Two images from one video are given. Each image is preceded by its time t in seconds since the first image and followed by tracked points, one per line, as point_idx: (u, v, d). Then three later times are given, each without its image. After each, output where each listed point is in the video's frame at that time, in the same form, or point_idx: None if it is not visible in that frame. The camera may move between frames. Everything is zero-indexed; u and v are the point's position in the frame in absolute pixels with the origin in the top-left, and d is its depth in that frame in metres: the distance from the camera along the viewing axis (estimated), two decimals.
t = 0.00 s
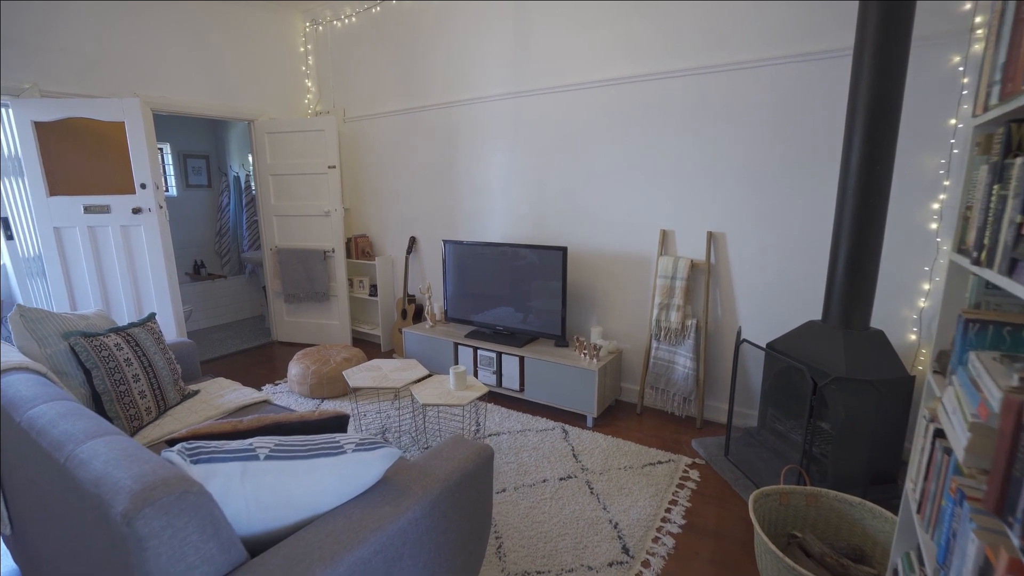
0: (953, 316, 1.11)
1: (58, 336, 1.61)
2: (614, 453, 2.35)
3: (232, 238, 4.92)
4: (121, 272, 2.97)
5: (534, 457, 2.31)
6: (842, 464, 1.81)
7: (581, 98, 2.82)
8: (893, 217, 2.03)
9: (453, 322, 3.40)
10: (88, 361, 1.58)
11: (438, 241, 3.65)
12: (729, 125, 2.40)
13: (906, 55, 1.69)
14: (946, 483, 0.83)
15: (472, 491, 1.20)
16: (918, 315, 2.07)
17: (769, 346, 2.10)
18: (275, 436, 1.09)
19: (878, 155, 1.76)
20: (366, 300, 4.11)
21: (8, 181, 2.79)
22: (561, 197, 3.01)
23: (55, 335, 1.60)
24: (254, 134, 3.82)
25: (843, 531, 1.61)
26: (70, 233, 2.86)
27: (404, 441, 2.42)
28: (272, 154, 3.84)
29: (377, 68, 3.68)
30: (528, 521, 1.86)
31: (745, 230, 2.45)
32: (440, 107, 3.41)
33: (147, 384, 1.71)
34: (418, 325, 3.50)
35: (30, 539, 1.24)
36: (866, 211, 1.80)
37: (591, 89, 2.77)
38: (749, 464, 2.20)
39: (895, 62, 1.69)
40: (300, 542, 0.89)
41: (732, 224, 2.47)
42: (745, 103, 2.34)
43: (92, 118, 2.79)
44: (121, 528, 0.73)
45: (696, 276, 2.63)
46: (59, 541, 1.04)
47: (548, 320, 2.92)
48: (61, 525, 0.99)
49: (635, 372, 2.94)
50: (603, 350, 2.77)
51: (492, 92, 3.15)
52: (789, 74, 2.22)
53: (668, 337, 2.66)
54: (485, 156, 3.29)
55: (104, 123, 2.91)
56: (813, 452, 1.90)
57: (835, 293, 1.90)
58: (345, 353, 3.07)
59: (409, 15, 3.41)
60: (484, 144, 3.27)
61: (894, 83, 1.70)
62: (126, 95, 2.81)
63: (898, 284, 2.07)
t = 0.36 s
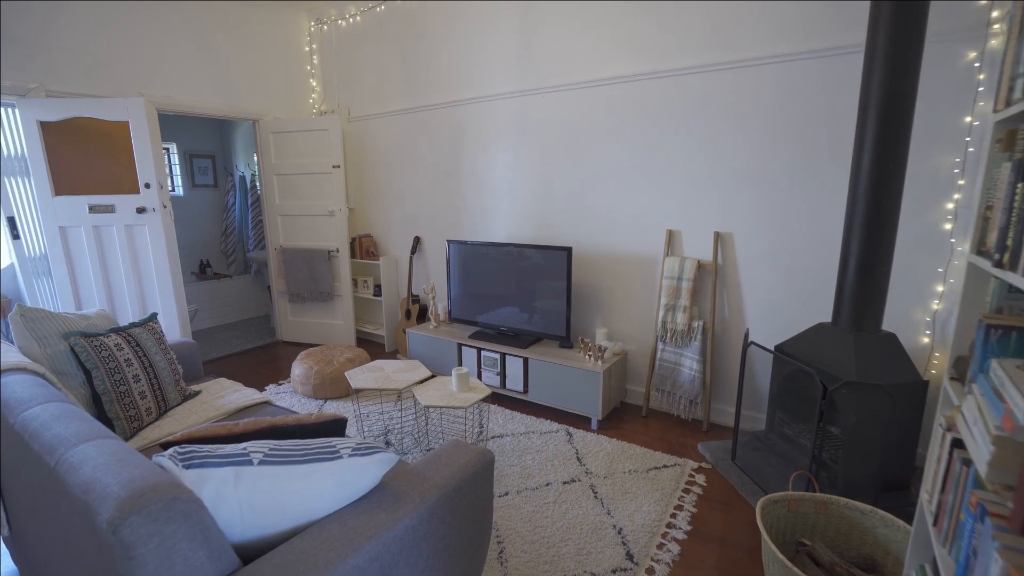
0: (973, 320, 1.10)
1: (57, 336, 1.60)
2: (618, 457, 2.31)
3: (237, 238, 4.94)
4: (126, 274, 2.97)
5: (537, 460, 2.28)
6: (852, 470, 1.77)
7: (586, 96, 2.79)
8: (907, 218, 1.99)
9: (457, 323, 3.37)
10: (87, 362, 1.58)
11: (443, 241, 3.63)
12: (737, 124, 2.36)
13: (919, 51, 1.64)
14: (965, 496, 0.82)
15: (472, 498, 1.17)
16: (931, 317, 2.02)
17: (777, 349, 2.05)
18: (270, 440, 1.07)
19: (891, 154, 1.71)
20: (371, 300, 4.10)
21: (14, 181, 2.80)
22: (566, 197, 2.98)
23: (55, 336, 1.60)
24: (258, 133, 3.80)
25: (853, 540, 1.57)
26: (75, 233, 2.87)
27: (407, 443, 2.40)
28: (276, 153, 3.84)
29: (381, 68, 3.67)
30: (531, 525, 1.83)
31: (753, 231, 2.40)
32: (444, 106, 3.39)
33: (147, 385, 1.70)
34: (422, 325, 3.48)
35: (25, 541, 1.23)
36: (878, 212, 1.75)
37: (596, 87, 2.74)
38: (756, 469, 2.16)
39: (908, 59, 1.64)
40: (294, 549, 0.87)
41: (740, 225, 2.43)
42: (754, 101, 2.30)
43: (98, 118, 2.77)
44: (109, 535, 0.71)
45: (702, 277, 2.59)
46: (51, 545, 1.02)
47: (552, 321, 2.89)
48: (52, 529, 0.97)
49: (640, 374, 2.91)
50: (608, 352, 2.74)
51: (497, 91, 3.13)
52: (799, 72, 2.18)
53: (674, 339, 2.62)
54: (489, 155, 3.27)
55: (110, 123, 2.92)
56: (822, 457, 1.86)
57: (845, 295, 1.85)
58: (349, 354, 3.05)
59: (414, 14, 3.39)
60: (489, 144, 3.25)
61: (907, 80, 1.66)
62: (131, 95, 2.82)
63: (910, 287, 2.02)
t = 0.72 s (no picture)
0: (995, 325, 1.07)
1: (56, 336, 1.59)
2: (623, 461, 2.27)
3: (243, 237, 4.95)
4: (129, 273, 3.04)
5: (541, 464, 2.25)
6: (863, 477, 1.72)
7: (592, 94, 2.75)
8: (921, 218, 1.93)
9: (461, 323, 3.35)
10: (86, 362, 1.56)
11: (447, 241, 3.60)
12: (746, 122, 2.31)
13: (935, 45, 1.59)
14: (989, 512, 0.78)
15: (470, 504, 1.14)
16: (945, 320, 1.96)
17: (786, 352, 2.01)
18: (263, 444, 1.04)
19: (905, 152, 1.66)
20: (375, 300, 4.09)
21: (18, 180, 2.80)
22: (571, 197, 2.95)
23: (53, 337, 1.58)
24: (263, 131, 3.85)
25: (865, 549, 1.53)
26: (80, 233, 2.88)
27: (409, 445, 2.37)
28: (281, 153, 3.84)
29: (386, 68, 3.65)
30: (533, 530, 1.80)
31: (761, 231, 2.35)
32: (449, 105, 3.36)
33: (146, 386, 1.69)
34: (425, 326, 3.46)
35: (18, 543, 1.21)
36: (891, 212, 1.70)
37: (601, 85, 2.70)
38: (764, 475, 2.11)
39: (922, 54, 1.59)
40: (283, 558, 0.85)
41: (748, 225, 2.38)
42: (763, 99, 2.25)
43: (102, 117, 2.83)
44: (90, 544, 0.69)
45: (710, 278, 2.54)
46: (40, 549, 1.01)
47: (556, 322, 2.86)
48: (39, 534, 0.96)
49: (646, 376, 2.86)
50: (613, 354, 2.70)
51: (502, 90, 3.10)
52: (809, 68, 2.13)
53: (681, 341, 2.58)
54: (494, 155, 3.24)
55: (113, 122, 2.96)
56: (833, 464, 1.81)
57: (857, 298, 1.80)
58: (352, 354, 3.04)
59: (419, 13, 3.36)
60: (493, 143, 3.22)
61: (922, 75, 1.60)
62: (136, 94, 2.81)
63: (925, 289, 1.97)
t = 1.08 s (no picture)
0: None
1: (52, 337, 1.58)
2: (629, 467, 2.22)
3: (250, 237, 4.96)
4: (134, 272, 3.04)
5: (545, 469, 2.20)
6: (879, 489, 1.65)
7: (599, 92, 2.70)
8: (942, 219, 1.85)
9: (465, 325, 3.31)
10: (81, 363, 1.54)
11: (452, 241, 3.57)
12: (757, 119, 2.24)
13: (958, 36, 1.51)
14: None
15: (466, 515, 1.10)
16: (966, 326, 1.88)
17: (799, 357, 1.94)
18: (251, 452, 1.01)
19: (924, 149, 1.58)
20: (380, 300, 4.06)
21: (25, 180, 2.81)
22: (578, 196, 2.89)
23: (50, 337, 1.57)
24: (268, 131, 3.83)
25: (882, 564, 1.46)
26: (85, 231, 2.92)
27: (410, 448, 2.33)
28: (287, 152, 3.84)
29: (392, 66, 3.62)
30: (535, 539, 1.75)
31: (773, 232, 2.28)
32: (455, 104, 3.33)
33: (142, 387, 1.66)
34: (430, 326, 3.43)
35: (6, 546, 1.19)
36: (910, 212, 1.63)
37: (609, 82, 2.65)
38: (775, 484, 2.05)
39: (943, 46, 1.52)
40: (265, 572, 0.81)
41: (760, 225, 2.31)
42: (775, 95, 2.18)
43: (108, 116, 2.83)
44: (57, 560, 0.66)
45: (719, 280, 2.47)
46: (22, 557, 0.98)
47: (562, 324, 2.81)
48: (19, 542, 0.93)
49: (653, 380, 2.80)
50: (620, 356, 2.64)
51: (507, 88, 3.06)
52: (824, 63, 2.05)
53: (689, 344, 2.51)
54: (499, 153, 3.20)
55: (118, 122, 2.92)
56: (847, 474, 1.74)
57: (874, 301, 1.73)
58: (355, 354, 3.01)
59: (425, 10, 3.34)
60: (499, 142, 3.18)
61: (943, 68, 1.53)
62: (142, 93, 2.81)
63: (945, 292, 1.89)
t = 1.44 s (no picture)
0: None
1: (51, 337, 1.56)
2: (634, 472, 2.17)
3: (256, 236, 4.97)
4: (139, 272, 3.07)
5: (548, 473, 2.16)
6: (894, 498, 1.59)
7: (606, 89, 2.64)
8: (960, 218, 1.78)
9: (469, 325, 3.28)
10: (79, 363, 1.53)
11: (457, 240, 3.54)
12: (768, 117, 2.18)
13: (979, 27, 1.44)
14: None
15: (463, 523, 1.06)
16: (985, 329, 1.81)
17: (810, 360, 1.88)
18: (241, 458, 0.98)
19: (942, 145, 1.52)
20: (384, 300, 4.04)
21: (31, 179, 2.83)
22: (584, 195, 2.85)
23: (48, 337, 1.56)
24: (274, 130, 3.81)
25: None
26: (90, 231, 2.93)
27: (412, 450, 2.31)
28: (292, 152, 3.83)
29: (398, 65, 3.59)
30: (537, 546, 1.71)
31: (784, 232, 2.22)
32: (460, 103, 3.29)
33: (140, 387, 1.65)
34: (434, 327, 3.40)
35: None
36: (927, 210, 1.57)
37: (616, 79, 2.59)
38: (785, 491, 1.99)
39: (964, 37, 1.45)
40: None
41: (770, 225, 2.25)
42: (787, 91, 2.11)
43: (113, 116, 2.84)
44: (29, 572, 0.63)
45: (728, 281, 2.42)
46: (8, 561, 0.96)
47: (567, 325, 2.77)
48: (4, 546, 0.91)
49: (660, 382, 2.75)
50: (626, 359, 2.59)
51: (513, 85, 3.01)
52: (838, 58, 1.99)
53: (697, 346, 2.46)
54: (505, 152, 3.16)
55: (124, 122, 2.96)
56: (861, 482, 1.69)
57: (890, 303, 1.66)
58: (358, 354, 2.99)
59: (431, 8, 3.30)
60: (504, 141, 3.14)
61: (963, 61, 1.47)
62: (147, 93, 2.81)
63: (963, 294, 1.82)
